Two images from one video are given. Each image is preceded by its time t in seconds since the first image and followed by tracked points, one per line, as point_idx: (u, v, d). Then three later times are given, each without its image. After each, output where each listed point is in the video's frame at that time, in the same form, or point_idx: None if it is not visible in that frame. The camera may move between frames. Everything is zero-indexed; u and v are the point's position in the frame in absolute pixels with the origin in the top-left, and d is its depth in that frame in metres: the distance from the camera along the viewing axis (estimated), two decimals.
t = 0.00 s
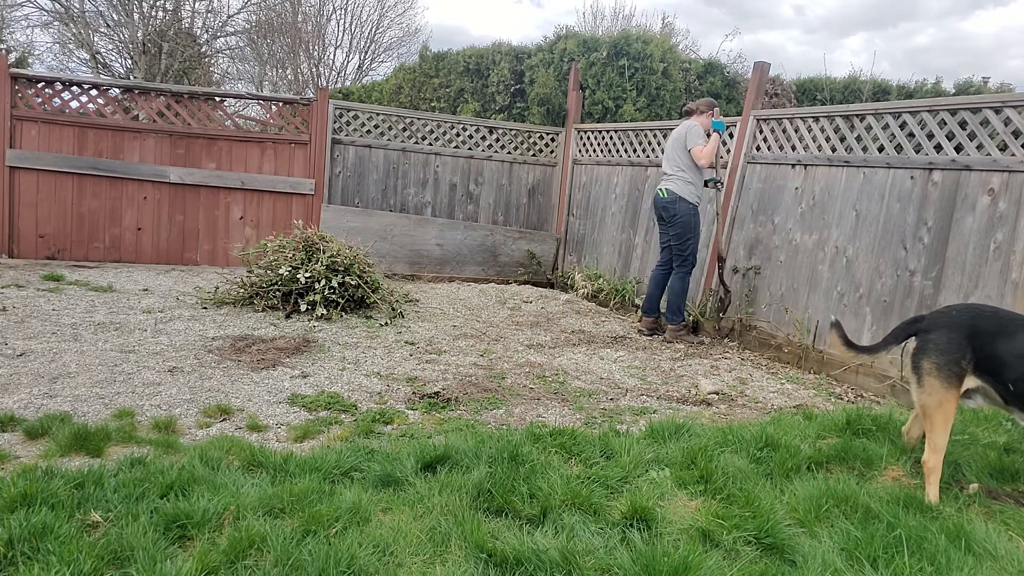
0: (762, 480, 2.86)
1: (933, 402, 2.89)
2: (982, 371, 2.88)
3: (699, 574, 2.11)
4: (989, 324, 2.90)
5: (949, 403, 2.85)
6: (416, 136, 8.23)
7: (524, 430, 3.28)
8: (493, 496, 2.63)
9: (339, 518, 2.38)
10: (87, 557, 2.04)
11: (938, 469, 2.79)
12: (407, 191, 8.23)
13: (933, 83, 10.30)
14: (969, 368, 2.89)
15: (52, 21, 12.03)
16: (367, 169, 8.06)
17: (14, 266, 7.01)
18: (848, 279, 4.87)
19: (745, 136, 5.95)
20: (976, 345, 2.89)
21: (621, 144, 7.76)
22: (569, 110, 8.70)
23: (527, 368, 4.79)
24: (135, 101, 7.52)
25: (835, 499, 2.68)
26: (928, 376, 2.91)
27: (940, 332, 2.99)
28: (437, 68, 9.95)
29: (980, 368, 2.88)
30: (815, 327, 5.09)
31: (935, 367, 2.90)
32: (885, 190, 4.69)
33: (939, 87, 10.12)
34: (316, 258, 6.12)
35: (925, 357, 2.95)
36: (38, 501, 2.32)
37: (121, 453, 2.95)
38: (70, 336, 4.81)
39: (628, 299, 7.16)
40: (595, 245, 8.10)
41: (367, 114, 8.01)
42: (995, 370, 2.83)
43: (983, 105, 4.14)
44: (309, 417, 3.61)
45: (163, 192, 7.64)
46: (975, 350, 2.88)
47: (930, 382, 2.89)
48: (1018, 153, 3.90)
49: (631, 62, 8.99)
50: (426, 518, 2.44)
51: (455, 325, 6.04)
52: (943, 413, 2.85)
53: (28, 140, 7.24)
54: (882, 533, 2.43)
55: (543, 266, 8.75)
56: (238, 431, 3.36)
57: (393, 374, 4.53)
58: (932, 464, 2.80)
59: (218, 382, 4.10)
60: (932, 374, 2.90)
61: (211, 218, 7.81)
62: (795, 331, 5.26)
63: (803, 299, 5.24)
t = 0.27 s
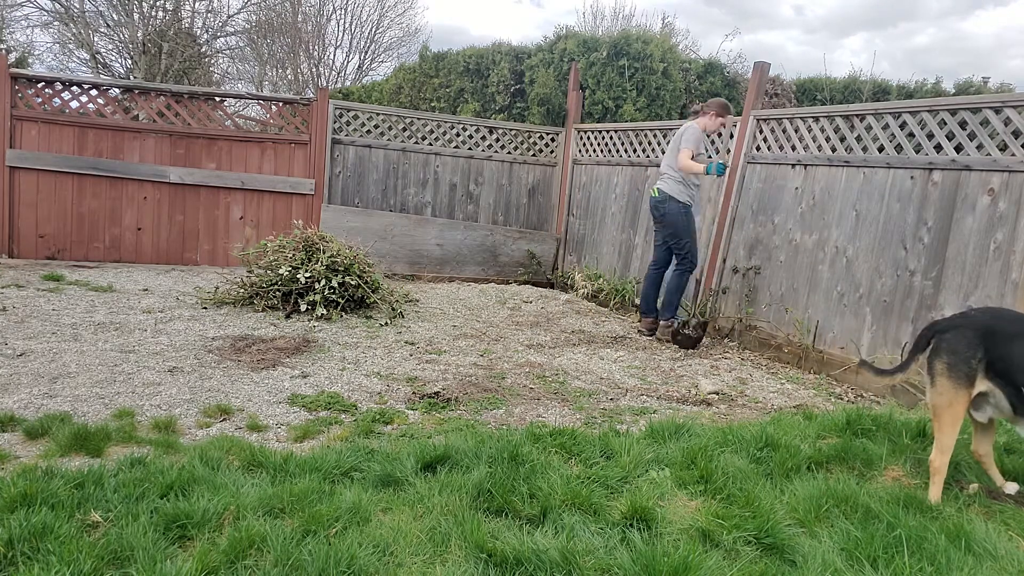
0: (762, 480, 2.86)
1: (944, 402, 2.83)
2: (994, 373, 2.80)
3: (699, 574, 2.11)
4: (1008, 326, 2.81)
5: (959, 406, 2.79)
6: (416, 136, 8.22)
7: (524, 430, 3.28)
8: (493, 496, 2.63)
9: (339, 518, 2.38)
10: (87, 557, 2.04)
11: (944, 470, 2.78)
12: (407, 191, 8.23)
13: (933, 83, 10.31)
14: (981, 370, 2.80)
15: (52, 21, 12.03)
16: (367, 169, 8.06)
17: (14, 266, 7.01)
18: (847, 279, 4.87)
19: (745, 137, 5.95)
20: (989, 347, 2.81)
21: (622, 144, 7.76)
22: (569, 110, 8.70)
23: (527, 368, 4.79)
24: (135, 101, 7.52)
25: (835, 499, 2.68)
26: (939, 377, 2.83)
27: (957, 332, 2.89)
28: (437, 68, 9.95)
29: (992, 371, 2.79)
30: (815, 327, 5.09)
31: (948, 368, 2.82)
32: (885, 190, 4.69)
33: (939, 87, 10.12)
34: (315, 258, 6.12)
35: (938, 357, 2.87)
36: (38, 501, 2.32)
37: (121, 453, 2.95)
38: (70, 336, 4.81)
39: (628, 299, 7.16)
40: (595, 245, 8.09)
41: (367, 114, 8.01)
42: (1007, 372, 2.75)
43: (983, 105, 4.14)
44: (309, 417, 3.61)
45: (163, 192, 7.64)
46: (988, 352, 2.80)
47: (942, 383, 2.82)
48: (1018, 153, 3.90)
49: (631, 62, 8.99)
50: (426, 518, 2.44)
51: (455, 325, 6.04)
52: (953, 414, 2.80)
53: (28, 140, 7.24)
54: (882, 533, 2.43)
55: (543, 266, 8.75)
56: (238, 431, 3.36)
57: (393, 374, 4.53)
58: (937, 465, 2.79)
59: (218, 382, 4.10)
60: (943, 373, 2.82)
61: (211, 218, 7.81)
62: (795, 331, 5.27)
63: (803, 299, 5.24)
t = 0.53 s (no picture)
0: (761, 480, 2.86)
1: (924, 403, 2.91)
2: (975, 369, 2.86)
3: (699, 574, 2.11)
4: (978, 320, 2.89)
5: (940, 405, 2.87)
6: (415, 136, 8.23)
7: (524, 430, 3.28)
8: (493, 496, 2.63)
9: (339, 518, 2.38)
10: (87, 557, 2.04)
11: (936, 470, 2.78)
12: (407, 191, 8.23)
13: (933, 83, 10.31)
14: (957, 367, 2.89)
15: (52, 21, 12.02)
16: (367, 169, 8.06)
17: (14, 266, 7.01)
18: (847, 279, 4.87)
19: (745, 136, 5.94)
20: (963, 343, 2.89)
21: (621, 144, 7.76)
22: (569, 109, 8.71)
23: (527, 368, 4.79)
24: (135, 101, 7.52)
25: (834, 499, 2.68)
26: (916, 378, 2.94)
27: (925, 332, 3.00)
28: (437, 68, 9.95)
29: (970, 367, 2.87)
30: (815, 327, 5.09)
31: (922, 368, 2.94)
32: (885, 190, 4.69)
33: (939, 87, 10.12)
34: (315, 258, 6.12)
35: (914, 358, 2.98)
36: (38, 501, 2.32)
37: (121, 453, 2.95)
38: (70, 336, 4.81)
39: (628, 299, 7.17)
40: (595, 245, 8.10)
41: (367, 114, 8.01)
42: (982, 366, 2.83)
43: (983, 105, 4.14)
44: (309, 417, 3.61)
45: (163, 192, 7.64)
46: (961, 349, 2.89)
47: (918, 382, 2.93)
48: (1018, 153, 3.90)
49: (631, 62, 8.99)
50: (426, 518, 2.44)
51: (455, 325, 6.04)
52: (935, 414, 2.86)
53: (28, 140, 7.24)
54: (882, 533, 2.43)
55: (543, 266, 8.75)
56: (238, 431, 3.36)
57: (393, 374, 4.53)
58: (929, 465, 2.79)
59: (218, 382, 4.10)
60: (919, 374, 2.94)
61: (211, 218, 7.81)
62: (795, 331, 5.27)
63: (803, 299, 5.24)
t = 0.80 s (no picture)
0: (761, 480, 2.86)
1: (924, 404, 2.90)
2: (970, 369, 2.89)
3: (699, 574, 2.11)
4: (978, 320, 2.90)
5: (941, 405, 2.86)
6: (415, 136, 8.23)
7: (524, 430, 3.28)
8: (493, 496, 2.63)
9: (339, 519, 2.38)
10: (87, 557, 2.04)
11: (937, 469, 2.78)
12: (407, 191, 8.23)
13: (933, 83, 10.31)
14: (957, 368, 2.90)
15: (52, 21, 12.02)
16: (367, 169, 8.06)
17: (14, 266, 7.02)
18: (848, 279, 4.87)
19: (746, 136, 5.93)
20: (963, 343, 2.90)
21: (621, 144, 7.76)
22: (569, 109, 8.71)
23: (527, 368, 4.79)
24: (135, 101, 7.52)
25: (834, 499, 2.68)
26: (918, 378, 2.92)
27: (927, 331, 2.98)
28: (437, 68, 9.95)
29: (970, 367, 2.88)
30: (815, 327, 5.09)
31: (924, 368, 2.91)
32: (885, 190, 4.69)
33: (939, 87, 10.13)
34: (316, 258, 6.11)
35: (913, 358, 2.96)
36: (38, 501, 2.32)
37: (121, 453, 2.95)
38: (70, 336, 4.81)
39: (628, 299, 7.17)
40: (595, 246, 8.09)
41: (367, 114, 8.01)
42: (982, 366, 2.85)
43: (983, 105, 4.14)
44: (309, 418, 3.61)
45: (163, 192, 7.64)
46: (962, 349, 2.89)
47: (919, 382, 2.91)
48: (1018, 153, 3.90)
49: (631, 62, 8.99)
50: (426, 518, 2.44)
51: (455, 325, 6.04)
52: (936, 414, 2.85)
53: (28, 140, 7.24)
54: (882, 533, 2.43)
55: (543, 266, 8.75)
56: (238, 431, 3.36)
57: (393, 374, 4.53)
58: (929, 465, 2.79)
59: (218, 382, 4.10)
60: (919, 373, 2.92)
61: (211, 218, 7.81)
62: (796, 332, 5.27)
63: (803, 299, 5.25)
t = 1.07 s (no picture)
0: (761, 480, 2.86)
1: (921, 420, 2.87)
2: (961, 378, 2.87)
3: (699, 574, 2.11)
4: (959, 334, 2.88)
5: (938, 424, 2.83)
6: (415, 136, 8.23)
7: (524, 430, 3.28)
8: (493, 496, 2.63)
9: (339, 518, 2.38)
10: (87, 557, 2.04)
11: (927, 475, 2.82)
12: (407, 191, 8.23)
13: (933, 83, 10.31)
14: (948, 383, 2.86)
15: (52, 21, 12.02)
16: (367, 169, 8.06)
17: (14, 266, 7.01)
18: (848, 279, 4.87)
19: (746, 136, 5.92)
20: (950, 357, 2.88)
21: (621, 144, 7.76)
22: (569, 110, 8.71)
23: (527, 368, 4.79)
24: (135, 101, 7.53)
25: (834, 499, 2.68)
26: (910, 400, 2.87)
27: (912, 348, 2.92)
28: (437, 68, 9.95)
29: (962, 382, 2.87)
30: (815, 327, 5.10)
31: (918, 390, 2.85)
32: (885, 190, 4.69)
33: (939, 87, 10.13)
34: (315, 258, 6.11)
35: (902, 372, 2.90)
36: (38, 501, 2.32)
37: (121, 453, 2.96)
38: (70, 336, 4.81)
39: (628, 299, 7.16)
40: (595, 246, 8.09)
41: (367, 114, 8.01)
42: (976, 380, 2.84)
43: (983, 105, 4.14)
44: (309, 417, 3.61)
45: (163, 192, 7.64)
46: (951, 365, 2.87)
47: (916, 401, 2.86)
48: (1018, 153, 3.90)
49: (631, 62, 8.99)
50: (426, 518, 2.44)
51: (455, 325, 6.04)
52: (932, 434, 2.83)
53: (28, 140, 7.24)
54: (882, 533, 2.43)
55: (543, 266, 8.74)
56: (238, 431, 3.36)
57: (393, 374, 4.53)
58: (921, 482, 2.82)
59: (218, 382, 4.10)
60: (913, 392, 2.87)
61: (211, 218, 7.81)
62: (796, 331, 5.26)
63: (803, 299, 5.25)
